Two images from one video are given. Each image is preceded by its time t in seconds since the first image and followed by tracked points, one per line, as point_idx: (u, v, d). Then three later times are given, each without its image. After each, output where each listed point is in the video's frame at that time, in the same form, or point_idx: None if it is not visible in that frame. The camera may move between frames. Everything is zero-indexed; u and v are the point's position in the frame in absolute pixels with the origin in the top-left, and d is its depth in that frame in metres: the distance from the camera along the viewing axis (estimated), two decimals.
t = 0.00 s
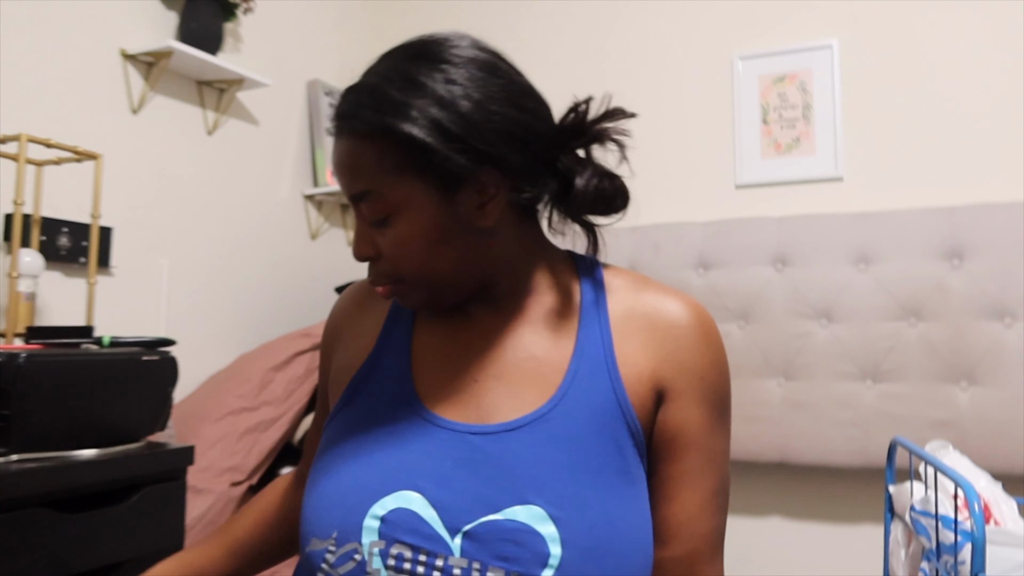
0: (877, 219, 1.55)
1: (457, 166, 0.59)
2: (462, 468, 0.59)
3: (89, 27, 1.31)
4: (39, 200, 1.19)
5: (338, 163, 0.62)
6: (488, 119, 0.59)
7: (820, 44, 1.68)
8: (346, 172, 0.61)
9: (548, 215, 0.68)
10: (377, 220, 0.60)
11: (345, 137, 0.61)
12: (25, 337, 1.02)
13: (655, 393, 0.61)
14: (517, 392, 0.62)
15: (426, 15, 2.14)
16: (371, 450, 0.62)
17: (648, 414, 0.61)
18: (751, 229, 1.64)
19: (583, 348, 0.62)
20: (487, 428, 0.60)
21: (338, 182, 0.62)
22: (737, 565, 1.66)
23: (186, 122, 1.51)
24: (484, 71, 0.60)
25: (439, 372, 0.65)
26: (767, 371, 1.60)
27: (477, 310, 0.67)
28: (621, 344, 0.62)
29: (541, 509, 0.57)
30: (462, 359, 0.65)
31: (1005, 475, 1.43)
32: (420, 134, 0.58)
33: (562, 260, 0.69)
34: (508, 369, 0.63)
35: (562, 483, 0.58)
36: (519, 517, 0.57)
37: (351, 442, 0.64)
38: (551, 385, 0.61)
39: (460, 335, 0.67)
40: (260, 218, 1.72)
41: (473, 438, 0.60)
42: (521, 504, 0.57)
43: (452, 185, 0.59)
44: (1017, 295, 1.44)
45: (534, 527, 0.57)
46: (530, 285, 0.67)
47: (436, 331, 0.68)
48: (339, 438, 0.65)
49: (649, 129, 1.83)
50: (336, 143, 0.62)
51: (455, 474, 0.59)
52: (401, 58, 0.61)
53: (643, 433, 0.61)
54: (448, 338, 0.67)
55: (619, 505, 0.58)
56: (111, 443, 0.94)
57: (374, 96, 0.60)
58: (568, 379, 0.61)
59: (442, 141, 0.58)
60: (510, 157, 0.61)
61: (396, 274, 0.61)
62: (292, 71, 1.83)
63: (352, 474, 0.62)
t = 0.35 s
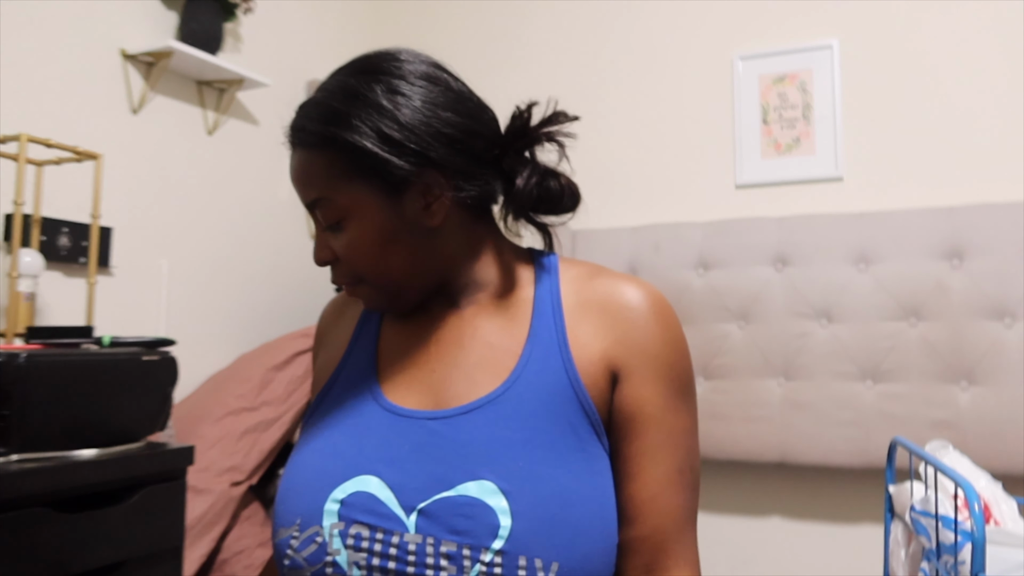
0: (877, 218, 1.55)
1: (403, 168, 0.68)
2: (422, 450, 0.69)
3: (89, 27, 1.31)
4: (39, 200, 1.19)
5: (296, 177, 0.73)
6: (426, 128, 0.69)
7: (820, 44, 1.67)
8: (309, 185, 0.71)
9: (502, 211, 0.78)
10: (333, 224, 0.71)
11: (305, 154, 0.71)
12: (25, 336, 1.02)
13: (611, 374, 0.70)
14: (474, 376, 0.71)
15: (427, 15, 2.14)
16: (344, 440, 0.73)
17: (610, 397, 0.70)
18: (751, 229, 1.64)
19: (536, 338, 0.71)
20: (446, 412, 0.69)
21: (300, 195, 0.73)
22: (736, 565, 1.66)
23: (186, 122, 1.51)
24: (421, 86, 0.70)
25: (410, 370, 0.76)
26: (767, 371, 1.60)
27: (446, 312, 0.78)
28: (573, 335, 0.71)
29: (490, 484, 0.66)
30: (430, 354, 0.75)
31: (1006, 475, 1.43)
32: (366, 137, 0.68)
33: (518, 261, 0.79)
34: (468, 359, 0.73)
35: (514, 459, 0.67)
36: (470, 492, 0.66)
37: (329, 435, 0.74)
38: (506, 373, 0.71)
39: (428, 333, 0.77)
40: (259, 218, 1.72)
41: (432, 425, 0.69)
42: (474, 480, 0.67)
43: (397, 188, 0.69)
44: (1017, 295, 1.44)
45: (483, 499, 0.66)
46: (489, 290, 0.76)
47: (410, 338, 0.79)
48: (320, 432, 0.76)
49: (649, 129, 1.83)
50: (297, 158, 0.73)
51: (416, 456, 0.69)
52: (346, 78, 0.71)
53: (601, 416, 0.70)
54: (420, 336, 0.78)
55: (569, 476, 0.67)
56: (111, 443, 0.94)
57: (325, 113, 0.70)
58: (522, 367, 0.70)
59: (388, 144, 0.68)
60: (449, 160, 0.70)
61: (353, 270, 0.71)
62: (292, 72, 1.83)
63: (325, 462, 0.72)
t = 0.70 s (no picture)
0: (877, 219, 1.55)
1: (396, 160, 0.68)
2: (418, 450, 0.68)
3: (89, 27, 1.31)
4: (39, 200, 1.19)
5: (285, 171, 0.72)
6: (418, 123, 0.69)
7: (820, 44, 1.67)
8: (297, 181, 0.70)
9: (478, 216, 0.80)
10: (323, 218, 0.70)
11: (292, 149, 0.71)
12: (25, 337, 1.02)
13: (596, 365, 0.71)
14: (462, 371, 0.71)
15: (427, 15, 2.14)
16: (333, 446, 0.71)
17: (595, 389, 0.71)
18: (751, 229, 1.64)
19: (523, 333, 0.71)
20: (440, 410, 0.69)
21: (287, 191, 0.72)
22: (736, 565, 1.66)
23: (186, 122, 1.51)
24: (411, 80, 0.70)
25: (394, 372, 0.74)
26: (767, 371, 1.60)
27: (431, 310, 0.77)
28: (558, 329, 0.72)
29: (490, 477, 0.66)
30: (415, 353, 0.74)
31: (1006, 475, 1.43)
32: (359, 130, 0.67)
33: (499, 259, 0.79)
34: (456, 355, 0.72)
35: (512, 451, 0.67)
36: (469, 486, 0.66)
37: (314, 443, 0.72)
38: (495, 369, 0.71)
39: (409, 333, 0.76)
40: (259, 218, 1.72)
41: (427, 424, 0.68)
42: (473, 475, 0.66)
43: (388, 183, 0.69)
44: (1017, 295, 1.44)
45: (484, 492, 0.65)
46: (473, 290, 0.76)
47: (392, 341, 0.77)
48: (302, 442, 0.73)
49: (649, 129, 1.83)
50: (283, 155, 0.72)
51: (411, 456, 0.68)
52: (335, 73, 0.70)
53: (590, 408, 0.70)
54: (400, 339, 0.77)
55: (566, 466, 0.67)
56: (111, 443, 0.95)
57: (314, 108, 0.69)
58: (511, 361, 0.70)
59: (381, 137, 0.68)
60: (441, 155, 0.71)
61: (342, 265, 0.70)
62: (292, 71, 1.83)
63: (315, 471, 0.70)
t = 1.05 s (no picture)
0: (877, 219, 1.55)
1: (419, 165, 0.59)
2: (407, 459, 0.58)
3: (89, 27, 1.31)
4: (39, 200, 1.19)
5: (288, 148, 0.57)
6: (446, 126, 0.61)
7: (820, 44, 1.67)
8: (298, 163, 0.57)
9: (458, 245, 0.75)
10: (335, 213, 0.57)
11: (294, 125, 0.57)
12: (25, 337, 1.02)
13: (575, 360, 0.63)
14: (444, 379, 0.61)
15: (427, 14, 2.14)
16: (313, 466, 0.60)
17: (577, 386, 0.64)
18: (751, 229, 1.64)
19: (499, 329, 0.63)
20: (424, 418, 0.59)
21: (281, 170, 0.58)
22: (736, 565, 1.66)
23: (185, 122, 1.51)
24: (436, 80, 0.62)
25: (363, 386, 0.64)
26: (767, 371, 1.60)
27: (406, 310, 0.66)
28: (535, 324, 0.63)
29: (491, 477, 0.57)
30: (390, 361, 0.64)
31: (1005, 475, 1.43)
32: (390, 123, 0.57)
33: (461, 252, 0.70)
34: (438, 359, 0.63)
35: (507, 449, 0.58)
36: (468, 488, 0.57)
37: (293, 467, 0.61)
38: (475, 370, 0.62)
39: (379, 343, 0.66)
40: (259, 218, 1.72)
41: (411, 433, 0.59)
42: (470, 478, 0.57)
43: (409, 185, 0.59)
44: (1017, 295, 1.44)
45: (486, 493, 0.57)
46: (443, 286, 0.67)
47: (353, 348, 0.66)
48: (278, 469, 0.62)
49: (649, 129, 1.84)
50: (280, 131, 0.58)
51: (401, 466, 0.58)
52: (359, 55, 0.59)
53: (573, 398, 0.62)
54: (369, 348, 0.66)
55: (564, 463, 0.59)
56: (111, 443, 0.95)
57: (332, 85, 0.57)
58: (491, 359, 0.61)
59: (409, 135, 0.58)
60: (454, 161, 0.63)
61: (343, 269, 0.58)
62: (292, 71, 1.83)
63: (302, 494, 0.59)
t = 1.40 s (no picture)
0: (877, 219, 1.55)
1: (449, 150, 0.62)
2: (386, 470, 0.56)
3: (89, 27, 1.31)
4: (39, 200, 1.19)
5: (345, 133, 0.53)
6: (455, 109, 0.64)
7: (820, 44, 1.67)
8: (362, 148, 0.53)
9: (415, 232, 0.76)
10: (395, 198, 0.55)
11: (349, 110, 0.54)
12: (25, 337, 1.02)
13: (557, 362, 0.63)
14: (423, 385, 0.60)
15: (427, 14, 2.14)
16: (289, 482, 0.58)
17: (557, 387, 0.63)
18: (751, 229, 1.64)
19: (478, 330, 0.61)
20: (402, 426, 0.58)
21: (335, 159, 0.53)
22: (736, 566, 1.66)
23: (185, 122, 1.51)
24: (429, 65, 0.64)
25: (337, 393, 0.61)
26: (767, 370, 1.60)
27: (388, 312, 0.64)
28: (512, 324, 0.62)
29: (473, 487, 0.56)
30: (367, 367, 0.62)
31: (1006, 475, 1.43)
32: (438, 109, 0.58)
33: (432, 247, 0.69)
34: (419, 365, 0.61)
35: (489, 457, 0.57)
36: (452, 498, 0.55)
37: (269, 483, 0.59)
38: (454, 375, 0.60)
39: (354, 348, 0.63)
40: (259, 218, 1.72)
41: (390, 442, 0.57)
42: (453, 487, 0.55)
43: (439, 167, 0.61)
44: (1017, 295, 1.44)
45: (471, 503, 0.55)
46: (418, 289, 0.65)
47: (323, 353, 0.64)
48: (254, 488, 0.60)
49: (649, 129, 1.84)
50: (330, 114, 0.53)
51: (380, 478, 0.56)
52: (394, 40, 0.58)
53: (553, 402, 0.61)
54: (343, 354, 0.63)
55: (547, 467, 0.58)
56: (111, 443, 0.94)
57: (379, 69, 0.56)
58: (471, 364, 0.60)
59: (449, 121, 0.60)
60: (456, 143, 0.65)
61: (398, 259, 0.57)
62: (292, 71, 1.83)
63: (278, 511, 0.57)
